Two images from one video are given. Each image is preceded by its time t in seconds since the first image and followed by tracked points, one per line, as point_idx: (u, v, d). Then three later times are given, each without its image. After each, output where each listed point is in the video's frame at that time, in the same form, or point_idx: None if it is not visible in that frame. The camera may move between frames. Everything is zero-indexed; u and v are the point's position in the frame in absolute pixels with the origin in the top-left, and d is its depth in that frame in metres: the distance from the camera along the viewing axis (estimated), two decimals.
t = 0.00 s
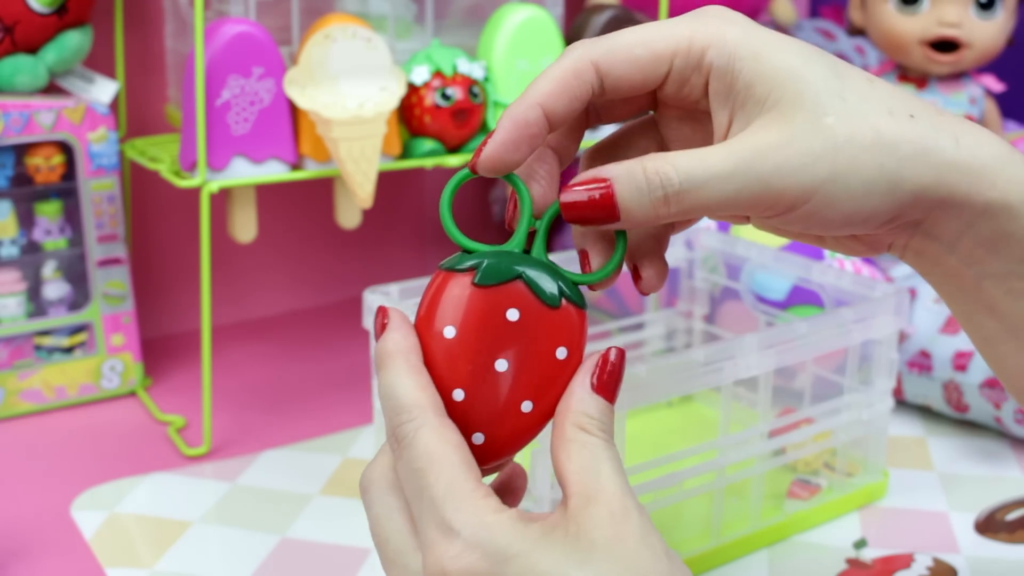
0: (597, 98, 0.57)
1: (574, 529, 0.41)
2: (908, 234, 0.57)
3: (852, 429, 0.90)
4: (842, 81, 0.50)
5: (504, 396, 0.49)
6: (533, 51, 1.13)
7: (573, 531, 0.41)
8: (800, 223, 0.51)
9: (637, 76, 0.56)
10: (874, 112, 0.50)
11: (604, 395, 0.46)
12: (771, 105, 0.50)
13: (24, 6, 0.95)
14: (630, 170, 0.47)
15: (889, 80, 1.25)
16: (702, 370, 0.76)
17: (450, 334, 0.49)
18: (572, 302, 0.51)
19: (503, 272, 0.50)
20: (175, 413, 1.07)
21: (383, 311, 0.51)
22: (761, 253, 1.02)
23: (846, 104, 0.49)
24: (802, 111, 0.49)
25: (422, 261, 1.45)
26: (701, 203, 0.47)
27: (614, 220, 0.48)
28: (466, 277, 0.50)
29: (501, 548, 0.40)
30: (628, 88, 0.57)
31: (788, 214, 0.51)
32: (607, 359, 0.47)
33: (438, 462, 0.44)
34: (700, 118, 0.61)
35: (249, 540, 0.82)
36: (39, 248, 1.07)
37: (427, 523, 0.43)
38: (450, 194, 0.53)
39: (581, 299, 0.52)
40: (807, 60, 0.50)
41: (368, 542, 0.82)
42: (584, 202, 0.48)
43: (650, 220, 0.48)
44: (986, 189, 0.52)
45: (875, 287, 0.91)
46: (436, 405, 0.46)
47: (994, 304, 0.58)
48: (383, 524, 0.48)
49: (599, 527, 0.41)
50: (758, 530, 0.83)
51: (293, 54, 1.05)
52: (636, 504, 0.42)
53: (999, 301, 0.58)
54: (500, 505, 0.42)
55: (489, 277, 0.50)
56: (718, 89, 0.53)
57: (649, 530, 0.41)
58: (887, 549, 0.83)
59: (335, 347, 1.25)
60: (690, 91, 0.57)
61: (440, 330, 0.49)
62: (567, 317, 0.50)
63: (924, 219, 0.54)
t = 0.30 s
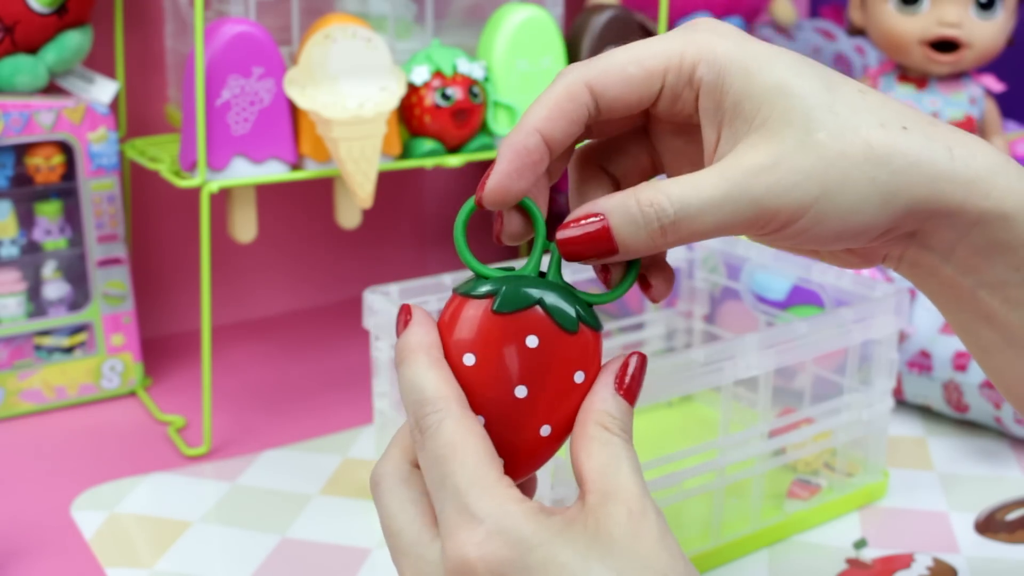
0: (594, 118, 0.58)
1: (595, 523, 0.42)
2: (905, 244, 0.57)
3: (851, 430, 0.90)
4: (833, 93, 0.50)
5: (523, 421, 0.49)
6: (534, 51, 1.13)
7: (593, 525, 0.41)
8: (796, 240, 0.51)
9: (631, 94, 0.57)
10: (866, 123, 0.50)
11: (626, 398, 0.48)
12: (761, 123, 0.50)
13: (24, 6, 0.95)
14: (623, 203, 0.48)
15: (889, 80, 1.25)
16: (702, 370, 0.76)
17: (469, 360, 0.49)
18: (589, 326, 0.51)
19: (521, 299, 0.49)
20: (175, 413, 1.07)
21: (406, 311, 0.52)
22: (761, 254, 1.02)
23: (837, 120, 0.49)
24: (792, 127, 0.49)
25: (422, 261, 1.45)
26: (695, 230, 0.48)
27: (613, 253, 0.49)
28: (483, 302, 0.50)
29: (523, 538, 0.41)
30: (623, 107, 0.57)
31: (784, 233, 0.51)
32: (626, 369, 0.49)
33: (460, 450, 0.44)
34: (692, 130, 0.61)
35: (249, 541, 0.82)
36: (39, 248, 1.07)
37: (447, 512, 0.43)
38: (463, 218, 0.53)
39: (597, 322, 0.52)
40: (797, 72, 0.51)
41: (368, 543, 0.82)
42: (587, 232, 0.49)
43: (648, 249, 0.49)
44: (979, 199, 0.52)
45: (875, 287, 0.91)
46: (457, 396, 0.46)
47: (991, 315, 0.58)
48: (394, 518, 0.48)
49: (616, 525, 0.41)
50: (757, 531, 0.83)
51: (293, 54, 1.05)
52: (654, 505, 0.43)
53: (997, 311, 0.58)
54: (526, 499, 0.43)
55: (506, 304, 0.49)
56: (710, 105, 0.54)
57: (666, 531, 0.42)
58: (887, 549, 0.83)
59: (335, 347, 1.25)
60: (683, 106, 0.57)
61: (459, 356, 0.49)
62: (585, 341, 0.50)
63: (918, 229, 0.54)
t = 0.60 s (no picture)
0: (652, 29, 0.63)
1: (583, 546, 0.42)
2: (930, 181, 0.56)
3: (852, 429, 0.90)
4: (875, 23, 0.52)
5: (519, 444, 0.48)
6: (534, 51, 1.13)
7: (582, 547, 0.42)
8: (824, 150, 0.53)
9: (687, 6, 0.61)
10: (902, 48, 0.51)
11: (621, 424, 0.47)
12: (801, 37, 0.52)
13: (24, 6, 0.95)
14: (669, 101, 0.50)
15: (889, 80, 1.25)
16: (702, 370, 0.76)
17: (469, 383, 0.48)
18: (586, 351, 0.49)
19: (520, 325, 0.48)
20: (175, 413, 1.07)
21: (412, 336, 0.52)
22: (761, 254, 1.01)
23: (874, 38, 0.51)
24: (833, 41, 0.51)
25: (422, 261, 1.45)
26: (736, 130, 0.50)
27: (655, 149, 0.51)
28: (484, 326, 0.49)
29: (512, 555, 0.41)
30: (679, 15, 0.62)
31: (814, 142, 0.53)
32: (619, 399, 0.48)
33: (459, 473, 0.44)
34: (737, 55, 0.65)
35: (249, 541, 0.82)
36: (39, 248, 1.07)
37: (440, 527, 0.44)
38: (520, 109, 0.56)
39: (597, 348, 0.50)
40: None
41: (368, 543, 0.82)
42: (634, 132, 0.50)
43: (688, 147, 0.50)
44: (1006, 136, 0.52)
45: (875, 287, 0.90)
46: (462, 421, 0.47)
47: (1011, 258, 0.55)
48: (393, 534, 0.48)
49: (603, 548, 0.42)
50: (758, 530, 0.83)
51: (292, 54, 1.05)
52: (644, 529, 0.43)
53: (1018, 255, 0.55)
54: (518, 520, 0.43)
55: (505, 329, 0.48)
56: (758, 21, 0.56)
57: (652, 556, 0.43)
58: (887, 549, 0.83)
59: (335, 347, 1.25)
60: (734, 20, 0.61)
61: (460, 379, 0.48)
62: (585, 368, 0.49)
63: (941, 161, 0.54)
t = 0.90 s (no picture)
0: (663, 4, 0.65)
1: (568, 559, 0.43)
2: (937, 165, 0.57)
3: (852, 429, 0.90)
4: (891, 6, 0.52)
5: (501, 461, 0.48)
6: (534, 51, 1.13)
7: (568, 561, 0.43)
8: (832, 128, 0.54)
9: None
10: (916, 32, 0.52)
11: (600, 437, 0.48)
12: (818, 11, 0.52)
13: (24, 6, 0.95)
14: (681, 67, 0.50)
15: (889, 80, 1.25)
16: (702, 370, 0.76)
17: (450, 402, 0.48)
18: (565, 367, 0.50)
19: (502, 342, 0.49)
20: (175, 413, 1.07)
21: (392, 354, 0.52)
22: (761, 254, 1.01)
23: (889, 21, 0.51)
24: (847, 19, 0.51)
25: (422, 261, 1.45)
26: (747, 101, 0.50)
27: (662, 115, 0.51)
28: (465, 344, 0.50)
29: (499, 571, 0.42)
30: None
31: (822, 120, 0.53)
32: (599, 415, 0.49)
33: (443, 491, 0.45)
34: (749, 34, 0.64)
35: (249, 541, 0.82)
36: (39, 248, 1.07)
37: (427, 546, 0.45)
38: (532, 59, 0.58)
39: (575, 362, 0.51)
40: None
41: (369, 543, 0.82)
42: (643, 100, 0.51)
43: (697, 116, 0.51)
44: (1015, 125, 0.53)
45: (875, 287, 0.90)
46: (442, 437, 0.47)
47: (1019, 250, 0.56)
48: (381, 553, 0.49)
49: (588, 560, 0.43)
50: (757, 530, 0.83)
51: (292, 54, 1.05)
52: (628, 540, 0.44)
53: None
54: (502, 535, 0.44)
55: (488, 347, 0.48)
56: None
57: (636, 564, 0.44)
58: (887, 549, 0.83)
59: (335, 347, 1.25)
60: None
61: (441, 398, 0.48)
62: (565, 383, 0.49)
63: (949, 148, 0.55)
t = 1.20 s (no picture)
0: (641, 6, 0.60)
1: (659, 499, 0.33)
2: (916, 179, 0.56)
3: (852, 429, 0.91)
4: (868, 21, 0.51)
5: (652, 387, 0.41)
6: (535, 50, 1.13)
7: (659, 501, 0.33)
8: (810, 141, 0.52)
9: None
10: (893, 45, 0.51)
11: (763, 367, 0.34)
12: (797, 26, 0.50)
13: (24, 6, 0.96)
14: (661, 78, 0.46)
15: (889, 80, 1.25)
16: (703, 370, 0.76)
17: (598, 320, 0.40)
18: (733, 294, 0.41)
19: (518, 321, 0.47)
20: (176, 413, 1.07)
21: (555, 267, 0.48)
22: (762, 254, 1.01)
23: (867, 34, 0.50)
24: (825, 33, 0.49)
25: (422, 261, 1.45)
26: (722, 113, 0.47)
27: (639, 128, 0.47)
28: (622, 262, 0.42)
29: (563, 501, 0.34)
30: None
31: (796, 134, 0.52)
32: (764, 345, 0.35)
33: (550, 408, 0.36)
34: (727, 49, 0.60)
35: (249, 540, 0.82)
36: (39, 248, 1.07)
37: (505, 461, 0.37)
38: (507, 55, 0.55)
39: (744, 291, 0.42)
40: None
41: (369, 543, 0.83)
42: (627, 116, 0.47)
43: (675, 126, 0.47)
44: (993, 135, 0.52)
45: (875, 287, 0.91)
46: (580, 301, 0.39)
47: (1000, 262, 0.56)
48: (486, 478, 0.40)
49: (681, 507, 0.33)
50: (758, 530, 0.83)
51: (292, 54, 1.05)
52: (746, 498, 0.33)
53: (1005, 256, 0.56)
54: (587, 467, 0.35)
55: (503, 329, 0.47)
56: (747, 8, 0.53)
57: (735, 532, 0.33)
58: (887, 549, 0.83)
59: (335, 347, 1.25)
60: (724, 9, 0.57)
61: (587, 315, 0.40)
62: (713, 311, 0.41)
63: (930, 159, 0.54)
